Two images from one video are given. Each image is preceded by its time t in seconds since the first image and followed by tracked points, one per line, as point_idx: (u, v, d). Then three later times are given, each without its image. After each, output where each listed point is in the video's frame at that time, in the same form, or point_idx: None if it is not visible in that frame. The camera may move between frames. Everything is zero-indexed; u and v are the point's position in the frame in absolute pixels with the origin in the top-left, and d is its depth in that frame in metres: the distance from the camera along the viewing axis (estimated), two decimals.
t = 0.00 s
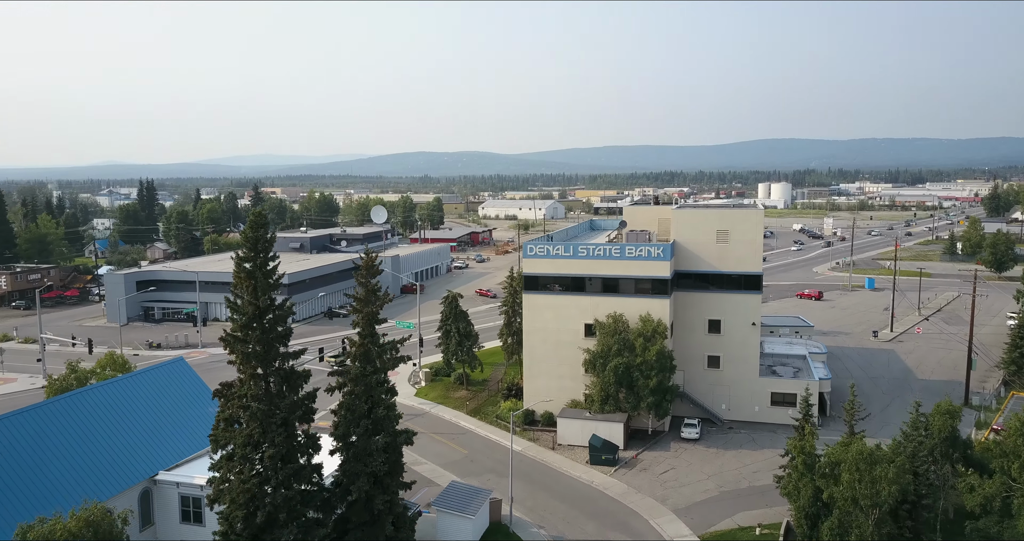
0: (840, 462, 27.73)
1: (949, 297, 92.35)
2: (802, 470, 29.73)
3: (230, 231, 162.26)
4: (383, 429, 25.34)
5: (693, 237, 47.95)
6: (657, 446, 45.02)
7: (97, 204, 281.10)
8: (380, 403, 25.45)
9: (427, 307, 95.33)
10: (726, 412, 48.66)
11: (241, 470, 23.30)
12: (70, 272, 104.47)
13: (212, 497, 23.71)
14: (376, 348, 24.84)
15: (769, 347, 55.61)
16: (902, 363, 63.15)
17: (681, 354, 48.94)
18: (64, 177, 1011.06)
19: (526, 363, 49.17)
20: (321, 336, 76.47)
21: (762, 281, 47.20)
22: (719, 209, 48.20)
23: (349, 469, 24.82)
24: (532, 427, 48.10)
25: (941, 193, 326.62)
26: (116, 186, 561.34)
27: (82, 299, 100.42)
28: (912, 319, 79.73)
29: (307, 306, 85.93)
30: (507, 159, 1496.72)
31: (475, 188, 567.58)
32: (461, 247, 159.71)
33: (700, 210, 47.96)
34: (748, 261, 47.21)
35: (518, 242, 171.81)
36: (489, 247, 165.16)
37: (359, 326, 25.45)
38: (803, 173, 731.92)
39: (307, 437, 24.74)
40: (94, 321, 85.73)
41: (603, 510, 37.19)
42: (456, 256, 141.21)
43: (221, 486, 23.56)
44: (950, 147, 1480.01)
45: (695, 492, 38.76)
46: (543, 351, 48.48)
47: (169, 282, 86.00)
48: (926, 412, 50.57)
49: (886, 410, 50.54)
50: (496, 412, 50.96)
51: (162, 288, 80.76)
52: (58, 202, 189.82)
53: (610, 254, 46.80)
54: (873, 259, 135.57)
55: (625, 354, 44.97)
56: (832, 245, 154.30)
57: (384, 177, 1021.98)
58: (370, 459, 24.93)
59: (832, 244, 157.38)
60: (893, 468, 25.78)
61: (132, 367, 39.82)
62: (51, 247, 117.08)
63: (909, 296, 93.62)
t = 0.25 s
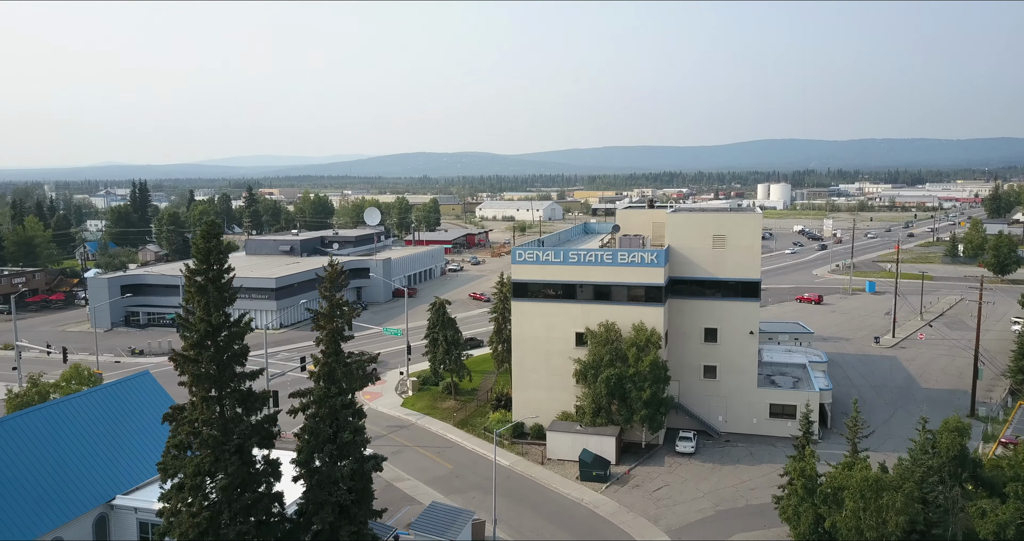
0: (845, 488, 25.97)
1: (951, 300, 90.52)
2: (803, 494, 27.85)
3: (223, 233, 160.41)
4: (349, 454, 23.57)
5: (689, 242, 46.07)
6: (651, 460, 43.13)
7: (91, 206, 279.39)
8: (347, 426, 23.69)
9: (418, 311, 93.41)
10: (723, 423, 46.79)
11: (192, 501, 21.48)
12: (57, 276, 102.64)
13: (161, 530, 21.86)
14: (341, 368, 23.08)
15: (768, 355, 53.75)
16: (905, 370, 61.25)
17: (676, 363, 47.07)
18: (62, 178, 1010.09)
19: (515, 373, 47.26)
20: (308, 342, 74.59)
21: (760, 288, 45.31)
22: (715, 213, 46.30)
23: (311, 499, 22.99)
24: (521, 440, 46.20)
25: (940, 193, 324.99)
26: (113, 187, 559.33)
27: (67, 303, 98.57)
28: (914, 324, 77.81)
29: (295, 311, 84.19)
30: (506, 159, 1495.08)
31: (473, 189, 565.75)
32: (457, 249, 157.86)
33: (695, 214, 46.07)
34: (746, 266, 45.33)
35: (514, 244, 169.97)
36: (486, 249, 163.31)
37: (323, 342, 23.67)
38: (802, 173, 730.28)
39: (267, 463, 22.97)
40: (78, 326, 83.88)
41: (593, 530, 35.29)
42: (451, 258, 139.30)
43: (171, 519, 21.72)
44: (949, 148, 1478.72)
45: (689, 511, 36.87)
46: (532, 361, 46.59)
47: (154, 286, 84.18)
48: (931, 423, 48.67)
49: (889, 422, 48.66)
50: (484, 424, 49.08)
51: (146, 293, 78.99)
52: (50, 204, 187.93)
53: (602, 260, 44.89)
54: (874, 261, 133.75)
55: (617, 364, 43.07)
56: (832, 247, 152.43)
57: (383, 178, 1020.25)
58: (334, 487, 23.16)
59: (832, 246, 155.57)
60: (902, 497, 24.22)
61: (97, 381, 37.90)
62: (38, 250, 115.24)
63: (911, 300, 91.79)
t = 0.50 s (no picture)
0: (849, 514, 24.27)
1: (954, 302, 88.94)
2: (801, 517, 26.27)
3: (217, 233, 158.71)
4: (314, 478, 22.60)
5: (685, 245, 44.42)
6: (646, 471, 41.53)
7: (87, 205, 277.77)
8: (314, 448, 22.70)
9: (411, 313, 91.78)
10: (720, 432, 45.18)
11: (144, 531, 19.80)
12: (44, 277, 100.93)
13: None
14: (306, 385, 22.21)
15: (767, 361, 52.17)
16: (908, 375, 59.64)
17: (671, 370, 45.45)
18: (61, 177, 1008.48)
19: (505, 380, 45.63)
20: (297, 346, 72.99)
21: (759, 292, 43.71)
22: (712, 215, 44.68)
23: (275, 526, 21.82)
24: (511, 450, 44.60)
25: (941, 192, 323.28)
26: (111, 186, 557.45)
27: (55, 305, 96.90)
28: (916, 326, 76.21)
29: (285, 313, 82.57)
30: (505, 158, 1492.92)
31: (472, 188, 564.01)
32: (453, 249, 156.24)
33: (691, 215, 44.44)
34: (744, 270, 43.70)
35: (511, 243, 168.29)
36: (482, 248, 161.62)
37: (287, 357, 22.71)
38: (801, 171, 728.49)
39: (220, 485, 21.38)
40: (63, 329, 82.24)
41: None
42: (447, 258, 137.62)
43: None
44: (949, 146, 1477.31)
45: (684, 527, 35.27)
46: (523, 368, 44.93)
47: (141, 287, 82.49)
48: (935, 432, 47.04)
49: (891, 430, 47.05)
50: (474, 433, 47.45)
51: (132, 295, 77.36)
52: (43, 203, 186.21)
53: (595, 263, 43.23)
54: (874, 261, 132.15)
55: (610, 372, 41.45)
56: (832, 247, 150.84)
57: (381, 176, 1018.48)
58: (301, 513, 22.03)
59: (832, 245, 153.96)
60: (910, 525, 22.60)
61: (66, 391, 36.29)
62: (26, 250, 113.51)
63: (913, 301, 90.18)
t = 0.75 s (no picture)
0: None
1: (956, 301, 87.37)
2: None
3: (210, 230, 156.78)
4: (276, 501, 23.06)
5: (681, 245, 42.75)
6: (640, 481, 39.92)
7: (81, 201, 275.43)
8: (274, 469, 23.08)
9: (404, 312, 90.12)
10: (718, 439, 43.63)
11: None
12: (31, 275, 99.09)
13: None
14: (265, 407, 22.56)
15: (766, 364, 50.59)
16: (910, 378, 58.05)
17: (667, 374, 43.86)
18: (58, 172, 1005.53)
19: (494, 386, 43.96)
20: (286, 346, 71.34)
21: (757, 295, 42.08)
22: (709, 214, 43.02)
23: None
24: (500, 459, 42.98)
25: (941, 187, 321.63)
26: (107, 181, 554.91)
27: (42, 304, 95.09)
28: (918, 326, 74.61)
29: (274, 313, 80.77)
30: (504, 153, 1489.40)
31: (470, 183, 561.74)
32: (449, 245, 154.49)
33: (687, 215, 42.77)
34: (742, 272, 42.05)
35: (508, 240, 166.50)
36: (478, 245, 159.88)
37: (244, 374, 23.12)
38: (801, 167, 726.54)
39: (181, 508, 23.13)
40: (48, 329, 80.48)
41: None
42: (442, 255, 135.86)
43: None
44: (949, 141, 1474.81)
45: None
46: (513, 373, 43.29)
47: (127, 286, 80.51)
48: (940, 438, 45.48)
49: (894, 436, 45.51)
50: (462, 439, 45.86)
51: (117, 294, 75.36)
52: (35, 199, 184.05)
53: (587, 265, 41.51)
54: (875, 258, 130.49)
55: (603, 378, 39.81)
56: (832, 244, 149.19)
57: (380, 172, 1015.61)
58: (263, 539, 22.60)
59: (832, 242, 152.26)
60: None
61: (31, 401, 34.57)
62: (14, 248, 111.59)
63: (915, 300, 88.58)
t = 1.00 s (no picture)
0: None
1: (959, 300, 85.79)
2: None
3: (204, 226, 155.10)
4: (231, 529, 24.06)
5: (677, 246, 41.05)
6: (634, 492, 38.33)
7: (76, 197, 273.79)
8: (230, 496, 24.16)
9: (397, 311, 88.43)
10: (715, 447, 42.07)
11: None
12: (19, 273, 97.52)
13: None
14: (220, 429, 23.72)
15: (765, 368, 49.01)
16: (913, 381, 56.48)
17: (662, 380, 42.26)
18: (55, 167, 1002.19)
19: (483, 393, 42.32)
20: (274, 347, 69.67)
21: (756, 297, 40.41)
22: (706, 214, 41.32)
23: None
24: (489, 468, 41.40)
25: (942, 182, 319.98)
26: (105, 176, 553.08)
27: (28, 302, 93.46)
28: (921, 326, 72.99)
29: (263, 312, 79.17)
30: (503, 148, 1486.24)
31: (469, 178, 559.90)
32: (445, 242, 152.71)
33: (684, 214, 41.03)
34: (741, 274, 40.37)
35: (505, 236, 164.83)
36: (475, 241, 158.21)
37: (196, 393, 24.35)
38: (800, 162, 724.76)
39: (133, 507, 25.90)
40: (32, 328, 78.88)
41: None
42: (438, 252, 134.22)
43: None
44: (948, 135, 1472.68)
45: None
46: (502, 379, 41.63)
47: (114, 285, 78.95)
48: (946, 445, 43.92)
49: (898, 443, 43.96)
50: (450, 447, 44.29)
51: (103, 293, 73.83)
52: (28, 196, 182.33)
53: (579, 266, 39.77)
54: (875, 255, 128.83)
55: (595, 385, 38.17)
56: (833, 240, 147.56)
57: (378, 166, 1012.25)
58: None
59: (832, 238, 150.58)
60: None
61: None
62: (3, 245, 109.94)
63: (917, 298, 87.00)
